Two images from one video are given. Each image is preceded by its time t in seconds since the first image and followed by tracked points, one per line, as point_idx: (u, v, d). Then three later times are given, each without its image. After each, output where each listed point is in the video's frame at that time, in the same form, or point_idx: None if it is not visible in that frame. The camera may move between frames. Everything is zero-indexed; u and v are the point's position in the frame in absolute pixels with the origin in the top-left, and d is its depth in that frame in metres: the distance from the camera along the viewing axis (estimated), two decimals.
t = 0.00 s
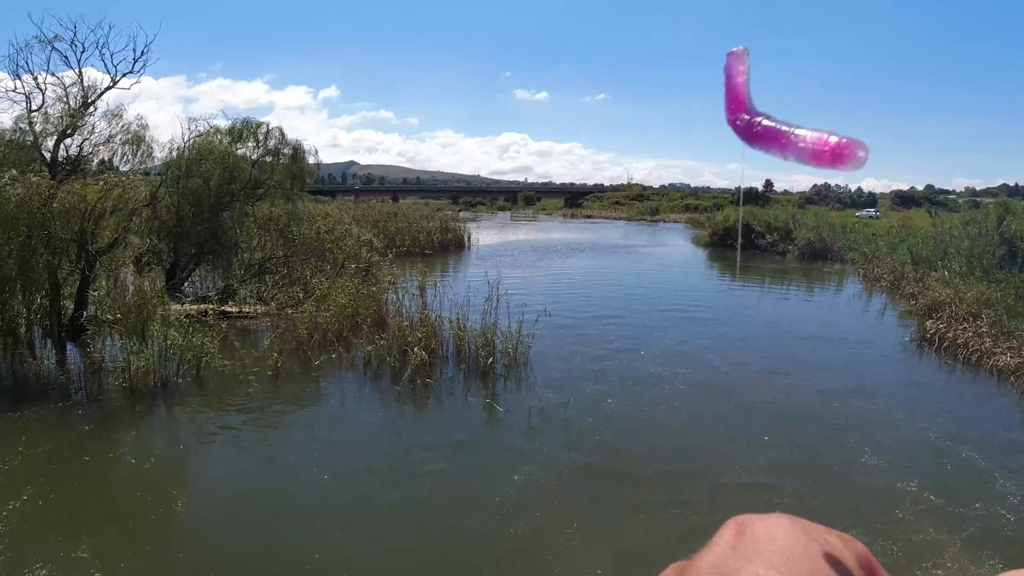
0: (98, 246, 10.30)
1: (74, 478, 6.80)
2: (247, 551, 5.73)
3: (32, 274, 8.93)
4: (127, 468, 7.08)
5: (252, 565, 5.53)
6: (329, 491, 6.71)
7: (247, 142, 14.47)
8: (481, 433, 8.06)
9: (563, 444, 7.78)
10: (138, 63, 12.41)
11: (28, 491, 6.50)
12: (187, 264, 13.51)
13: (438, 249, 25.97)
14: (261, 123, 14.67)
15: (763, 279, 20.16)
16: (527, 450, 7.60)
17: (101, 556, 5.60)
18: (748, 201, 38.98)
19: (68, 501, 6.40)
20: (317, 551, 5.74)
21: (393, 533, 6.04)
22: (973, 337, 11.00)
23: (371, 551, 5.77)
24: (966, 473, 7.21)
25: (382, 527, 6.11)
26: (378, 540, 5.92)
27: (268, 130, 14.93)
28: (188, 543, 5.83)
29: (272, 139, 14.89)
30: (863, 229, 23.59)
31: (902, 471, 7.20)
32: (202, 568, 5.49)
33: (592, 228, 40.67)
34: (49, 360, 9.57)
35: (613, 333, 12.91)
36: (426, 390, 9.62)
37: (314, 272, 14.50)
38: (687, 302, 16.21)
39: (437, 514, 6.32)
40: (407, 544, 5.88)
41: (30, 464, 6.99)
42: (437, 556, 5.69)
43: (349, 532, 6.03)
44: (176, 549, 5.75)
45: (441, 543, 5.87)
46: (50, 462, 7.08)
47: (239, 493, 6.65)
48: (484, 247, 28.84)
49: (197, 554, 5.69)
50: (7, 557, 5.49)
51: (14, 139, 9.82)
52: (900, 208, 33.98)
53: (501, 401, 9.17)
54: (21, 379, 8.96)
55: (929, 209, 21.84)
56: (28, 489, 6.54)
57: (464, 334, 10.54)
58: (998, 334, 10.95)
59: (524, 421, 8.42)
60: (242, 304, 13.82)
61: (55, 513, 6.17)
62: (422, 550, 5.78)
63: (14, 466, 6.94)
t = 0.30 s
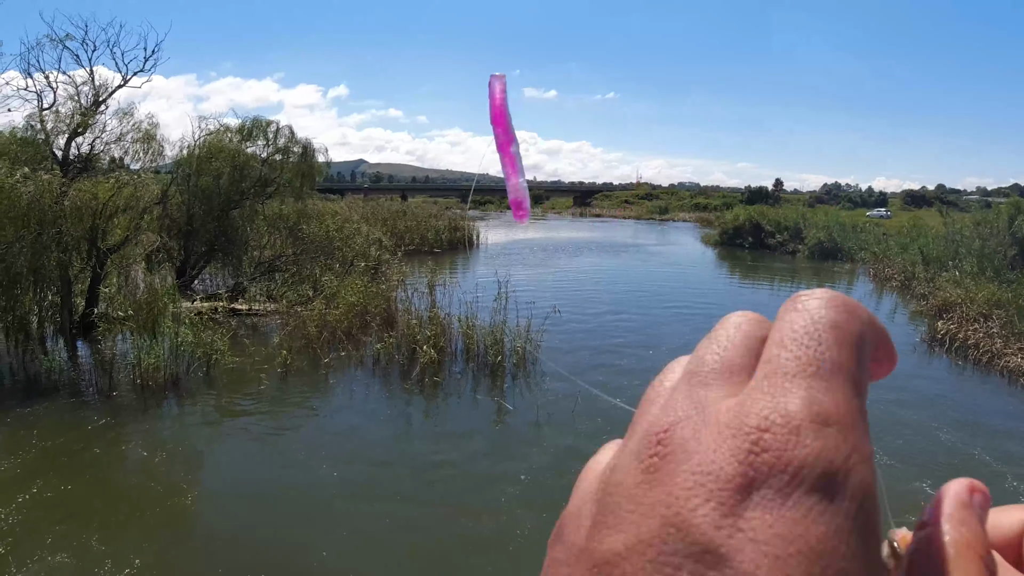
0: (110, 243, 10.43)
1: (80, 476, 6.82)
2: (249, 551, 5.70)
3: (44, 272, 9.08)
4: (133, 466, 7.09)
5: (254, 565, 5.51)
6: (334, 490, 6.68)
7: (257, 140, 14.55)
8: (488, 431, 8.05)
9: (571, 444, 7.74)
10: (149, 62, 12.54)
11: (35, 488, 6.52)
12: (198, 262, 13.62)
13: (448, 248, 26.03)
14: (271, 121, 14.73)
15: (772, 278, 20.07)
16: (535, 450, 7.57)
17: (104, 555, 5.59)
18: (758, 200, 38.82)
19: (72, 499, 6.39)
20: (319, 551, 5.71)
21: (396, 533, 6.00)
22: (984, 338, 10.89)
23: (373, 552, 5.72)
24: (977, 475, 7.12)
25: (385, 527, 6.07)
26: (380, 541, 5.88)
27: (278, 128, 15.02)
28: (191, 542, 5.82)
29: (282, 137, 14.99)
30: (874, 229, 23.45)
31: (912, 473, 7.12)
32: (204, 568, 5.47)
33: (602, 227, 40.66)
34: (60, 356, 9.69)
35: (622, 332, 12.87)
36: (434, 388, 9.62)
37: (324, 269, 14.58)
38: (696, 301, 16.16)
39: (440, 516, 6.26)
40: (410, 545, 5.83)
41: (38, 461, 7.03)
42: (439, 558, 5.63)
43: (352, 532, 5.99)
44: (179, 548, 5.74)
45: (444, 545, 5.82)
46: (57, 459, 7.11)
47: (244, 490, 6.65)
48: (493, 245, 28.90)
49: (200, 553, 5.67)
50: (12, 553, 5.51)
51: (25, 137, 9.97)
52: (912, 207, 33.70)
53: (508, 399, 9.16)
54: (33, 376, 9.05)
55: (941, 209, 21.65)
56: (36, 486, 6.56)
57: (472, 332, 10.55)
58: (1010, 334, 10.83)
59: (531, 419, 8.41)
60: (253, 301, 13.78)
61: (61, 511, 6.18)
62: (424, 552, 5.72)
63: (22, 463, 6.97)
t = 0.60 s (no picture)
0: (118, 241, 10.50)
1: (86, 474, 6.83)
2: (251, 553, 5.67)
3: (53, 269, 9.15)
4: (139, 464, 7.10)
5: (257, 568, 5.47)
6: (336, 490, 6.68)
7: (265, 139, 14.61)
8: (494, 431, 8.05)
9: (577, 445, 7.69)
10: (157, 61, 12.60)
11: (41, 486, 6.53)
12: (205, 260, 13.70)
13: (454, 247, 26.04)
14: (279, 120, 14.81)
15: (779, 278, 19.97)
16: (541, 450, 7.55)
17: (106, 555, 5.58)
18: (766, 200, 38.65)
19: (75, 498, 6.38)
20: (321, 554, 5.67)
21: (398, 536, 5.95)
22: (993, 340, 10.80)
23: (371, 557, 5.66)
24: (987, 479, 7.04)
25: (389, 530, 6.03)
26: (382, 545, 5.81)
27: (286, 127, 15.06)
28: (194, 543, 5.80)
29: (290, 136, 15.01)
30: (882, 230, 23.30)
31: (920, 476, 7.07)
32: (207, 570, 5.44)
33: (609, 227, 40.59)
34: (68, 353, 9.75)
35: (629, 332, 12.85)
36: (440, 387, 9.63)
37: (331, 268, 14.63)
38: (703, 301, 16.11)
39: (441, 519, 6.20)
40: (411, 549, 5.76)
41: (45, 458, 7.06)
42: (442, 563, 5.57)
43: (354, 535, 5.95)
44: (181, 549, 5.71)
45: (446, 549, 5.76)
46: (62, 457, 7.12)
47: (248, 491, 6.64)
48: (500, 245, 28.93)
49: (203, 555, 5.63)
50: (18, 552, 5.51)
51: (34, 135, 10.02)
52: (922, 208, 33.42)
53: (514, 398, 9.17)
54: (42, 372, 9.13)
55: (950, 210, 21.48)
56: (40, 484, 6.57)
57: (478, 331, 10.56)
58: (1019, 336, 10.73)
59: (536, 419, 8.41)
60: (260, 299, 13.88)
61: (65, 510, 6.18)
62: (427, 556, 5.66)
63: (28, 460, 7.00)
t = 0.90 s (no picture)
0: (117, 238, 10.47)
1: (85, 472, 6.81)
2: (251, 554, 5.63)
3: (52, 266, 9.15)
4: (137, 463, 7.08)
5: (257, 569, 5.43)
6: (337, 490, 6.65)
7: (264, 138, 14.58)
8: (493, 431, 8.06)
9: (576, 445, 7.70)
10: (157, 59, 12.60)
11: (40, 484, 6.51)
12: (204, 258, 13.69)
13: (453, 246, 26.02)
14: (278, 118, 14.77)
15: (778, 279, 19.97)
16: (539, 450, 7.57)
17: (105, 554, 5.54)
18: (766, 202, 38.66)
19: (74, 497, 6.36)
20: (321, 556, 5.63)
21: (399, 538, 5.91)
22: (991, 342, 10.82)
23: (370, 560, 5.61)
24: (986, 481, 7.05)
25: (390, 532, 5.99)
26: (381, 548, 5.77)
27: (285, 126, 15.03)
28: (194, 544, 5.76)
29: (289, 135, 14.99)
30: (881, 232, 23.34)
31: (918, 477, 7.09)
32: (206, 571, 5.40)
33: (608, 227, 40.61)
34: (66, 351, 9.73)
35: (627, 332, 12.86)
36: (438, 386, 9.65)
37: (330, 267, 14.63)
38: (702, 302, 16.13)
39: (442, 521, 6.15)
40: (412, 552, 5.72)
41: (43, 456, 7.04)
42: (443, 565, 5.54)
43: (354, 536, 5.91)
44: (179, 550, 5.67)
45: (446, 552, 5.71)
46: (61, 455, 7.10)
47: (249, 491, 6.61)
48: (499, 244, 28.94)
49: (202, 556, 5.59)
50: (16, 549, 5.51)
51: (33, 132, 10.01)
52: (920, 210, 33.45)
53: (512, 398, 9.18)
54: (40, 370, 9.11)
55: (949, 212, 21.51)
56: (39, 482, 6.54)
57: (477, 331, 10.57)
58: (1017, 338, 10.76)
59: (535, 419, 8.42)
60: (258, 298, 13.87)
61: (64, 509, 6.15)
62: (426, 559, 5.61)
63: (27, 458, 6.98)
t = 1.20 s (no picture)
0: (109, 236, 10.41)
1: (76, 469, 6.77)
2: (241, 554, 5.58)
3: (43, 263, 9.09)
4: (129, 460, 7.05)
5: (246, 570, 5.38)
6: (331, 489, 6.62)
7: (258, 135, 14.51)
8: (485, 430, 8.06)
9: (568, 446, 7.70)
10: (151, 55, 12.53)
11: (31, 481, 6.48)
12: (196, 255, 13.63)
13: (447, 246, 26.03)
14: (272, 116, 14.72)
15: (771, 281, 20.06)
16: (532, 450, 7.56)
17: (94, 553, 5.51)
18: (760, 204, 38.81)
19: (65, 494, 6.32)
20: (310, 557, 5.57)
21: (390, 541, 5.84)
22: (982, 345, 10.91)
23: (358, 563, 5.54)
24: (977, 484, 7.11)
25: (380, 534, 5.93)
26: (370, 550, 5.70)
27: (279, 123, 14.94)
28: (185, 542, 5.72)
29: (284, 133, 14.94)
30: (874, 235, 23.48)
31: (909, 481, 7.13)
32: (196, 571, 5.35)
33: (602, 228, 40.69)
34: (57, 348, 9.68)
35: (621, 332, 12.90)
36: (431, 385, 9.65)
37: (323, 266, 14.59)
38: (696, 303, 16.19)
39: (433, 524, 6.09)
40: (401, 555, 5.65)
41: (34, 452, 7.01)
42: (433, 567, 5.49)
43: (344, 538, 5.86)
44: (169, 549, 5.62)
45: (436, 554, 5.66)
46: (52, 452, 7.07)
47: (241, 490, 6.57)
48: (493, 244, 28.97)
49: (192, 556, 5.55)
50: (4, 546, 5.47)
51: (27, 129, 10.00)
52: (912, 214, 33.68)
53: (505, 398, 9.19)
54: (30, 366, 9.05)
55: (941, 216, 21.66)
56: (29, 479, 6.50)
57: (470, 330, 10.58)
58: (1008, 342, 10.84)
59: (527, 418, 8.42)
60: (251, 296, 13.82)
61: (55, 507, 6.11)
62: (416, 562, 5.56)
63: (17, 455, 6.93)
